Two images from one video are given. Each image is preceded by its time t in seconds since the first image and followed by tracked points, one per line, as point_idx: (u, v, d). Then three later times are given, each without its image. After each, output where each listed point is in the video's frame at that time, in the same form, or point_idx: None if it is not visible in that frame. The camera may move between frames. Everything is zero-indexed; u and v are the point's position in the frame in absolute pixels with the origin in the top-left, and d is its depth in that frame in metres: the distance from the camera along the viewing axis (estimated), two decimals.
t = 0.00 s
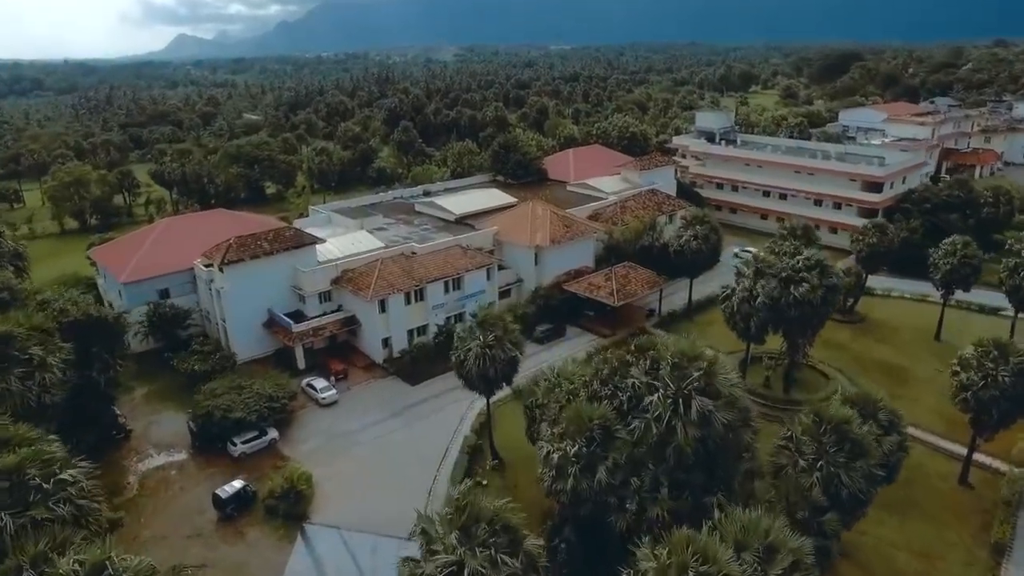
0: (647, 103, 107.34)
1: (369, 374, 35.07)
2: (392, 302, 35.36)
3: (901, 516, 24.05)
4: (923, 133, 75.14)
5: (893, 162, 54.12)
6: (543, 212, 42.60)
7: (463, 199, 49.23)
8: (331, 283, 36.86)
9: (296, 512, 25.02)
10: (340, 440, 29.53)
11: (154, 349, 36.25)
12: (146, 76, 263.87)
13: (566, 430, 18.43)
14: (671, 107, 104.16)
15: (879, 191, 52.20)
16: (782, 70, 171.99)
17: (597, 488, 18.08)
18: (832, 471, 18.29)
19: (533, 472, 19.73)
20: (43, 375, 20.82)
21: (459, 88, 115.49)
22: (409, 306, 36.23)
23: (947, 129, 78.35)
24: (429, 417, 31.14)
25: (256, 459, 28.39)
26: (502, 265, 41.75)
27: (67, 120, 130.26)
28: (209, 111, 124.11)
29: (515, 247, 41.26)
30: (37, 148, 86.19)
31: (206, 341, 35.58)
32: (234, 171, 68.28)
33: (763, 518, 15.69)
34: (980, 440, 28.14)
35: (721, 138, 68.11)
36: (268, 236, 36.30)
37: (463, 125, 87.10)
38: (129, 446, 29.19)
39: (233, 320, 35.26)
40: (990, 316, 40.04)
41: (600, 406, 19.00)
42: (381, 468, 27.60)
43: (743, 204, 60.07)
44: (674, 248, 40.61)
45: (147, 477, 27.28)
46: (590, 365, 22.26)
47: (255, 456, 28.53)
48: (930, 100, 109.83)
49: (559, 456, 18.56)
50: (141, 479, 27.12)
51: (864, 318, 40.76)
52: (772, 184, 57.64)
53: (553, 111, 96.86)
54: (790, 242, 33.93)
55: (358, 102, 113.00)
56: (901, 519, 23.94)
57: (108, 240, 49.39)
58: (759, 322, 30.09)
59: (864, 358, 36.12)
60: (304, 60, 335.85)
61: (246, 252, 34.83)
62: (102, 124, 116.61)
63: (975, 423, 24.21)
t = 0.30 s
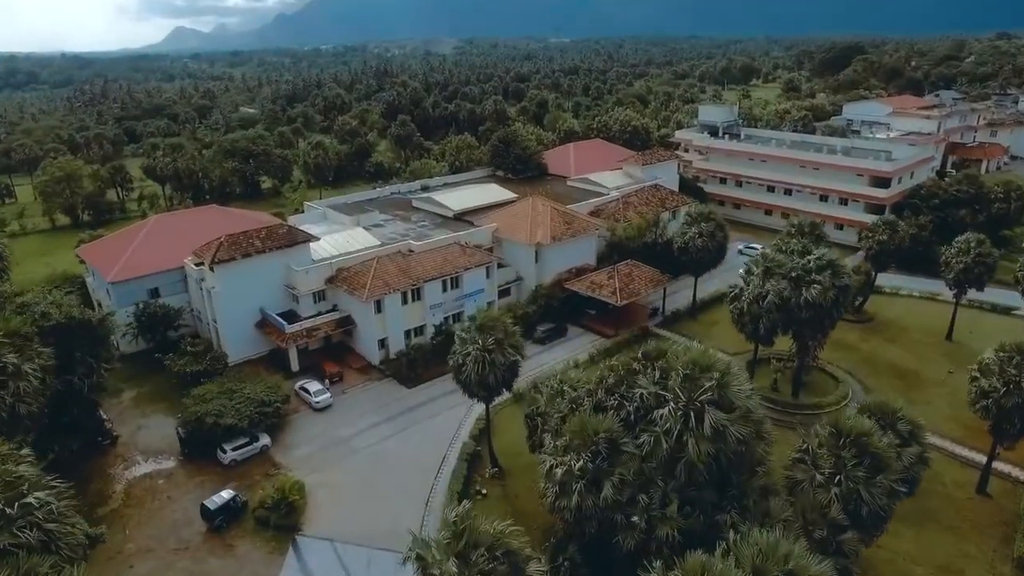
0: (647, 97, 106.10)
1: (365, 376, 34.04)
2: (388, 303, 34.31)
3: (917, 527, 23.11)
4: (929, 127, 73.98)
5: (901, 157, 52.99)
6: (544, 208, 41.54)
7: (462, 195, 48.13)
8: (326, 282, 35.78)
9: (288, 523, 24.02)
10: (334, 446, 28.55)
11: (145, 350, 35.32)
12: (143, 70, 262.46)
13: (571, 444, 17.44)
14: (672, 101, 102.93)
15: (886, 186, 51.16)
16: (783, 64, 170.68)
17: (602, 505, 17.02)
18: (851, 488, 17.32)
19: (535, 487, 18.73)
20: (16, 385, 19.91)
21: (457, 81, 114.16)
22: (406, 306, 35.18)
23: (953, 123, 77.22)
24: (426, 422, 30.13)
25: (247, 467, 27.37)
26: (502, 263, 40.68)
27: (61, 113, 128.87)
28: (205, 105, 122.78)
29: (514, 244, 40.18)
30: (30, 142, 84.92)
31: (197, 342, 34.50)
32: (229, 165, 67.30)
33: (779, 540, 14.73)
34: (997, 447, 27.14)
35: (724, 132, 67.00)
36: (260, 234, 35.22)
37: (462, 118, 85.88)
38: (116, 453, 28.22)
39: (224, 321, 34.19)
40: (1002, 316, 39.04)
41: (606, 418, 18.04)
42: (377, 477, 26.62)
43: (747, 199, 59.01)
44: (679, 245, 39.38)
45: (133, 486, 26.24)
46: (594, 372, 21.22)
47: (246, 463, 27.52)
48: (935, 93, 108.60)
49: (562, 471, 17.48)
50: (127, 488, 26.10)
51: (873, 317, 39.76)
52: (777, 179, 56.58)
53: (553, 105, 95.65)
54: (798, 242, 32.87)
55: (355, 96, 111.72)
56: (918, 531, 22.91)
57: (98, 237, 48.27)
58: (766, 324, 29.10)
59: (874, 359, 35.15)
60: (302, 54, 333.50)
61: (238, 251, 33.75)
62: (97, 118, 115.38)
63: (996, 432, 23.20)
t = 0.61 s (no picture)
0: (649, 91, 104.82)
1: (362, 380, 33.05)
2: (386, 304, 33.28)
3: (937, 542, 22.18)
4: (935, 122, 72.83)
5: (910, 153, 51.89)
6: (546, 206, 40.47)
7: (461, 191, 47.02)
8: (322, 282, 34.74)
9: (281, 537, 23.06)
10: (329, 454, 27.58)
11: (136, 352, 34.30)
12: (141, 62, 260.63)
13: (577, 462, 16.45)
14: (674, 95, 101.68)
15: (895, 183, 50.08)
16: (785, 57, 169.24)
17: (610, 526, 16.04)
18: (875, 509, 16.36)
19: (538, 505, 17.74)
20: None
21: (457, 75, 112.86)
22: (404, 307, 34.16)
23: (959, 118, 76.11)
24: (424, 429, 29.14)
25: (240, 476, 26.40)
26: (503, 262, 39.61)
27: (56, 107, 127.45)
28: (202, 98, 121.42)
29: (515, 243, 39.13)
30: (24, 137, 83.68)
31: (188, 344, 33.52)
32: (225, 160, 66.13)
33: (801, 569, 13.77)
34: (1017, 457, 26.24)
35: (728, 127, 65.86)
36: (254, 233, 34.15)
37: (461, 113, 84.66)
38: (103, 460, 27.25)
39: (217, 322, 33.16)
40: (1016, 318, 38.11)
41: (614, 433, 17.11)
42: (373, 487, 25.64)
43: (751, 196, 57.95)
44: (685, 245, 38.32)
45: (120, 496, 25.26)
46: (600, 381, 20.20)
47: (237, 472, 26.56)
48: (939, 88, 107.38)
49: (569, 489, 16.48)
50: (114, 498, 25.13)
51: (884, 318, 38.79)
52: (783, 176, 55.50)
53: (554, 99, 94.39)
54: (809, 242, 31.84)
55: (354, 89, 110.45)
56: (939, 546, 21.97)
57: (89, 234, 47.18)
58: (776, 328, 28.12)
59: (886, 362, 34.18)
60: (301, 46, 331.41)
61: (231, 251, 32.69)
62: (92, 111, 114.02)
63: (1019, 443, 22.28)
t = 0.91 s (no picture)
0: (651, 85, 103.55)
1: (359, 385, 32.13)
2: (384, 307, 32.30)
3: (957, 559, 21.30)
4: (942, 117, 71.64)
5: (919, 150, 50.83)
6: (547, 204, 39.46)
7: (461, 188, 45.97)
8: (318, 284, 33.73)
9: (272, 554, 22.14)
10: (325, 463, 26.69)
11: (127, 357, 33.39)
12: (140, 56, 258.88)
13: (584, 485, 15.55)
14: (676, 90, 100.47)
15: (903, 181, 49.05)
16: (787, 51, 167.78)
17: (618, 553, 15.09)
18: (900, 535, 15.40)
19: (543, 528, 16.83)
20: None
21: (457, 69, 111.56)
22: (402, 309, 33.17)
23: (966, 114, 74.96)
24: (423, 437, 28.20)
25: (232, 486, 25.49)
26: (503, 263, 38.65)
27: (52, 101, 126.15)
28: (200, 93, 120.17)
29: (516, 243, 38.13)
30: (17, 132, 82.51)
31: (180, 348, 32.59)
32: (221, 157, 65.15)
33: None
34: None
35: (732, 122, 64.77)
36: (247, 233, 33.10)
37: (461, 107, 83.48)
38: (90, 470, 26.35)
39: (209, 325, 32.21)
40: None
41: (622, 452, 16.19)
42: (371, 500, 24.73)
43: (756, 193, 56.97)
44: (691, 245, 37.29)
45: (107, 509, 24.34)
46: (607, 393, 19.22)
47: (229, 482, 25.64)
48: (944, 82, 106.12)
49: (575, 513, 15.55)
50: (100, 511, 24.20)
51: (894, 320, 37.87)
52: (788, 173, 54.45)
53: (555, 93, 93.15)
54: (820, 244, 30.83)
55: (352, 84, 109.16)
56: (959, 563, 21.09)
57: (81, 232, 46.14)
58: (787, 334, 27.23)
59: (898, 367, 33.29)
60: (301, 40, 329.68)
61: (223, 251, 31.68)
62: (88, 105, 112.86)
63: None
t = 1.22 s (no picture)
0: (653, 80, 102.34)
1: (357, 391, 31.15)
2: (382, 311, 31.29)
3: None
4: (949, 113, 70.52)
5: (928, 147, 49.78)
6: (550, 203, 38.40)
7: (461, 187, 44.88)
8: (314, 287, 32.70)
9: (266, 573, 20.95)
10: (321, 475, 25.72)
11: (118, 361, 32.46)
12: (137, 50, 256.88)
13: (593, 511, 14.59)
14: (679, 84, 99.24)
15: (913, 179, 47.99)
16: (789, 45, 166.38)
17: None
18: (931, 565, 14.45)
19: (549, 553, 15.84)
20: None
21: (456, 63, 110.28)
22: (400, 313, 32.15)
23: (974, 109, 73.86)
24: (421, 447, 27.22)
25: (224, 500, 24.56)
26: (505, 264, 37.62)
27: (48, 95, 124.67)
28: (197, 87, 118.77)
29: (518, 243, 37.09)
30: (11, 127, 81.39)
31: (171, 354, 31.58)
32: (217, 153, 64.03)
33: None
34: None
35: (736, 118, 63.66)
36: (240, 234, 32.04)
37: (461, 103, 82.30)
38: (77, 482, 25.42)
39: (201, 330, 31.21)
40: None
41: (634, 475, 15.23)
42: (368, 514, 23.77)
43: (761, 191, 55.93)
44: (698, 246, 36.28)
45: (93, 523, 23.41)
46: (616, 409, 18.22)
47: (221, 495, 24.70)
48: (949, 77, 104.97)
49: (584, 540, 14.50)
50: (86, 527, 23.27)
51: (906, 323, 36.90)
52: (795, 170, 53.39)
53: (556, 88, 91.95)
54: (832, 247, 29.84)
55: (351, 78, 107.84)
56: None
57: (72, 232, 45.08)
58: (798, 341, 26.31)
59: (911, 371, 32.33)
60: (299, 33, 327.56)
61: (215, 254, 30.64)
62: (84, 100, 111.45)
63: None
